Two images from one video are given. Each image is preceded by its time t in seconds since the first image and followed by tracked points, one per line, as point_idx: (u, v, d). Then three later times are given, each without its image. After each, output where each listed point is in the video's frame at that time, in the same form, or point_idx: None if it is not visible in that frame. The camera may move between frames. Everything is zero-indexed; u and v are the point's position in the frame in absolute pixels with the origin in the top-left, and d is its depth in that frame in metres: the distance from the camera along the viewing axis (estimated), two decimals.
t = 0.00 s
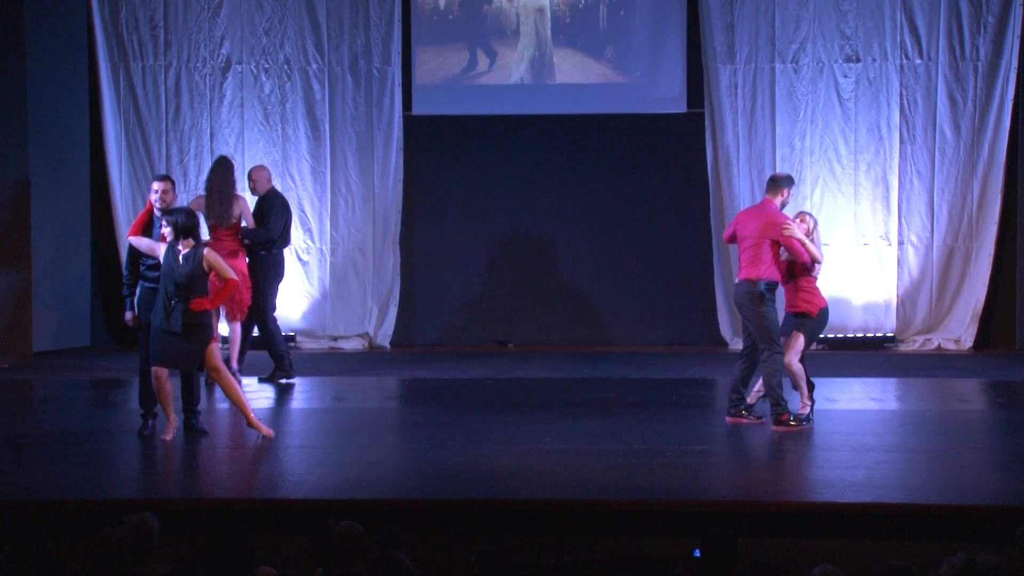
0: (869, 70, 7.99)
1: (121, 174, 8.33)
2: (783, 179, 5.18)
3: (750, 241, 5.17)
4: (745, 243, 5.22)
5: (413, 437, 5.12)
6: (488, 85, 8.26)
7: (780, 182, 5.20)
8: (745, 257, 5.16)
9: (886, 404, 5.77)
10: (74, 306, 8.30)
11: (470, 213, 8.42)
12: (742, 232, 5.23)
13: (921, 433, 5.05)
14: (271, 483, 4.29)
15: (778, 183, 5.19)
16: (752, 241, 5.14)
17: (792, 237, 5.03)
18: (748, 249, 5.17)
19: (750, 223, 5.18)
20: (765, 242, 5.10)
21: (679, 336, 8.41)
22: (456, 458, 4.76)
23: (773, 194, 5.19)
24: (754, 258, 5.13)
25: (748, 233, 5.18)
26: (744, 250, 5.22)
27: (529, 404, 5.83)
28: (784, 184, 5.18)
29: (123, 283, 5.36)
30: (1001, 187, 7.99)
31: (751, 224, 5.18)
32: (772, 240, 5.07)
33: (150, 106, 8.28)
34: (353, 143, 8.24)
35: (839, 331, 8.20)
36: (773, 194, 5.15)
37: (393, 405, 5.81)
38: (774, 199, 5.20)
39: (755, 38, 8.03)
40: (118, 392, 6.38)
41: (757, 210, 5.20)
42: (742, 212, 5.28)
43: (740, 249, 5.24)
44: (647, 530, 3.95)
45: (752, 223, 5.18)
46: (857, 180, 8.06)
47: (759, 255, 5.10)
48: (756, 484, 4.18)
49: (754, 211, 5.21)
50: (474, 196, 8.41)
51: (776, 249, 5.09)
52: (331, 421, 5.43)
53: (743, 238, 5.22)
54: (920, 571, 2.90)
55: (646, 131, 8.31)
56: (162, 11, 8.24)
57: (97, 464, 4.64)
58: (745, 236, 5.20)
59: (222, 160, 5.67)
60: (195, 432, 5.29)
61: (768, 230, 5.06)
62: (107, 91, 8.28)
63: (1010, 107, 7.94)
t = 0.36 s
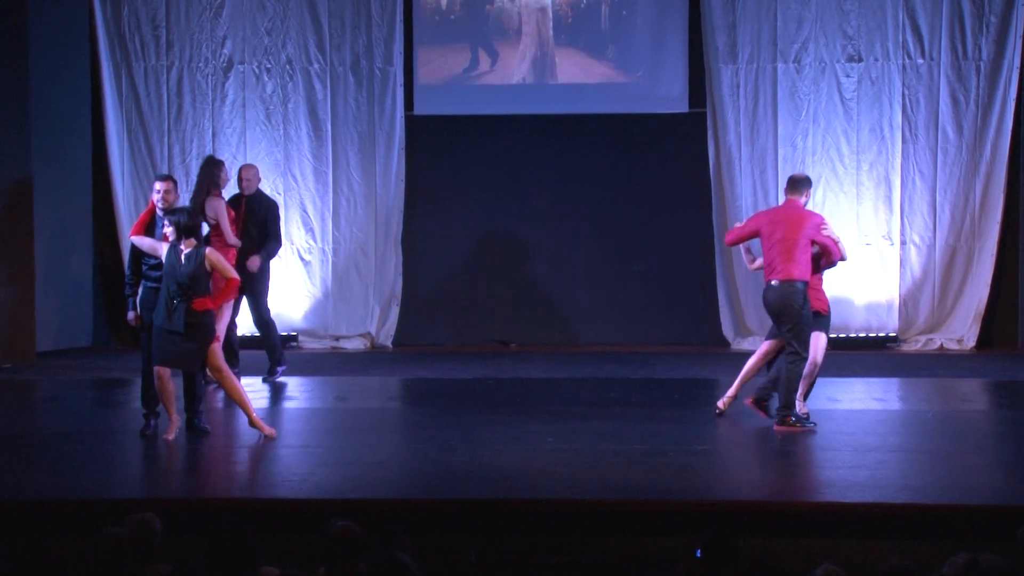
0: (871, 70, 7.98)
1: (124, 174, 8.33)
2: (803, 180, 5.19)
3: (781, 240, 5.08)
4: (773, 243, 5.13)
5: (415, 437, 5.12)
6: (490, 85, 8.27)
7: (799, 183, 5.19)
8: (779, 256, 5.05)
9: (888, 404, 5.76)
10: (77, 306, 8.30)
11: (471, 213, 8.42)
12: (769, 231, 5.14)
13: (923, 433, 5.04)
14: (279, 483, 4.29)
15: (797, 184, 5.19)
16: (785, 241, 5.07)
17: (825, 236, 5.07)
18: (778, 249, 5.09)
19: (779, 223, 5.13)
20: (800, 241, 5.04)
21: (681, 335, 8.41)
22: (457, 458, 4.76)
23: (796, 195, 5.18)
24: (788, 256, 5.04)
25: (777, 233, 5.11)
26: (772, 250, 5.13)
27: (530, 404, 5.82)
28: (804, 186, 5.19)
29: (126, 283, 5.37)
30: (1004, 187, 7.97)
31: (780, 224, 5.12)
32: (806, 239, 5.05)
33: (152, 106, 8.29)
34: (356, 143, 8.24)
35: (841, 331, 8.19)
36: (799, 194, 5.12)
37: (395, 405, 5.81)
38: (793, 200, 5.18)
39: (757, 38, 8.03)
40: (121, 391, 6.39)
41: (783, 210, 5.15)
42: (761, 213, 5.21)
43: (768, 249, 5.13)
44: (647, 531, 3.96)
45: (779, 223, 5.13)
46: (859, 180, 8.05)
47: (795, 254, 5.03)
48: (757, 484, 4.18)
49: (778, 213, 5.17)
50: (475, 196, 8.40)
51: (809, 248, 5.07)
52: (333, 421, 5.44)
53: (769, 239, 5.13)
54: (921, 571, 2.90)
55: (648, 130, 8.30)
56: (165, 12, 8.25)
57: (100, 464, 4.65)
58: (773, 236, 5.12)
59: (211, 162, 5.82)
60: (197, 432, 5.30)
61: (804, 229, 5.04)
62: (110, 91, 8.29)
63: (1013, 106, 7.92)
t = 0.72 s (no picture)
0: (887, 69, 7.96)
1: (140, 174, 8.37)
2: (837, 182, 5.14)
3: (831, 242, 5.01)
4: (821, 246, 5.03)
5: (432, 437, 5.13)
6: (504, 85, 8.29)
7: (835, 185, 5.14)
8: (833, 260, 4.97)
9: (905, 404, 5.75)
10: (93, 305, 8.33)
11: (485, 213, 8.43)
12: (818, 233, 5.03)
13: (942, 433, 5.03)
14: (287, 483, 4.29)
15: (834, 186, 5.13)
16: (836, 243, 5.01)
17: (869, 240, 5.09)
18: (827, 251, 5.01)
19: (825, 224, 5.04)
20: (852, 244, 5.00)
21: (695, 335, 8.40)
22: (475, 458, 4.76)
23: (835, 196, 5.11)
24: (840, 260, 4.98)
25: (826, 235, 5.01)
26: (820, 252, 5.03)
27: (545, 404, 5.82)
28: (841, 187, 5.13)
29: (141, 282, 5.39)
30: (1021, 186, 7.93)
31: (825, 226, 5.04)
32: (855, 242, 5.02)
33: (168, 106, 8.31)
34: (371, 143, 8.25)
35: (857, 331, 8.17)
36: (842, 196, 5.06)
37: (411, 405, 5.81)
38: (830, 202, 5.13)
39: (773, 37, 8.01)
40: (137, 391, 6.40)
41: (828, 212, 5.07)
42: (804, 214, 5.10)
43: (816, 252, 5.03)
44: (669, 531, 3.95)
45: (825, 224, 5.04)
46: (876, 180, 8.02)
47: (847, 257, 4.98)
48: (775, 484, 4.18)
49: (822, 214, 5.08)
50: (490, 195, 8.41)
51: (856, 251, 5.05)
52: (349, 421, 5.45)
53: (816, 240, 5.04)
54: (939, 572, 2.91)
55: (662, 130, 8.29)
56: (180, 12, 8.28)
57: (117, 463, 4.66)
58: (822, 238, 5.02)
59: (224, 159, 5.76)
60: (213, 432, 5.31)
61: (854, 232, 5.00)
62: (125, 91, 8.32)
63: None
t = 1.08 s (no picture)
0: (901, 69, 7.95)
1: (153, 174, 8.39)
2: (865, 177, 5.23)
3: (875, 237, 5.06)
4: (866, 240, 5.07)
5: (446, 436, 5.13)
6: (517, 86, 8.30)
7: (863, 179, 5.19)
8: (880, 254, 5.04)
9: (918, 404, 5.74)
10: (105, 305, 8.35)
11: (496, 213, 8.43)
12: (863, 228, 5.07)
13: (957, 433, 5.02)
14: (301, 482, 4.31)
15: (864, 181, 5.18)
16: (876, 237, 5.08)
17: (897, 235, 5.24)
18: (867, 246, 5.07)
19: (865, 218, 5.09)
20: (892, 238, 5.09)
21: (706, 336, 8.39)
22: (491, 457, 4.77)
23: (866, 192, 5.18)
24: (884, 254, 5.06)
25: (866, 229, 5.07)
26: (864, 247, 5.07)
27: (559, 403, 5.83)
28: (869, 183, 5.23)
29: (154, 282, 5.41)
30: None
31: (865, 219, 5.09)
32: (894, 235, 5.12)
33: (181, 106, 8.34)
34: (383, 142, 8.26)
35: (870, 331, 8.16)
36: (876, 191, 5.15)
37: (424, 405, 5.82)
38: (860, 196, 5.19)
39: (786, 37, 8.01)
40: (151, 390, 6.42)
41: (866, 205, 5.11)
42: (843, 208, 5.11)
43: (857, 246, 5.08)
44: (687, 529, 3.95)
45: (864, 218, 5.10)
46: (889, 180, 8.02)
47: (890, 252, 5.07)
48: (791, 484, 4.19)
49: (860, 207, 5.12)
50: (502, 195, 8.41)
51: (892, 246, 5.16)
52: (364, 420, 5.45)
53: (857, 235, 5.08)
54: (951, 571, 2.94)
55: (674, 130, 8.28)
56: (194, 11, 8.30)
57: (132, 462, 4.67)
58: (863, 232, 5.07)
59: (233, 159, 5.81)
60: (226, 431, 5.32)
61: (894, 227, 5.10)
62: (139, 91, 8.34)
63: None
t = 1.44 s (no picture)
0: (909, 68, 7.94)
1: (161, 174, 8.40)
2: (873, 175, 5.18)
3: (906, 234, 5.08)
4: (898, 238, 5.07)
5: (455, 437, 5.13)
6: (525, 85, 8.28)
7: (876, 177, 5.13)
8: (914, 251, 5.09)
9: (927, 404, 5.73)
10: (112, 305, 8.36)
11: (503, 213, 8.43)
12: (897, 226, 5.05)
13: (966, 433, 5.01)
14: (308, 482, 4.32)
15: (875, 178, 5.14)
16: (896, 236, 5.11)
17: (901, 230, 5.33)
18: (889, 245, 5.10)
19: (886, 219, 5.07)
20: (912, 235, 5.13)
21: (712, 335, 8.39)
22: (500, 457, 4.77)
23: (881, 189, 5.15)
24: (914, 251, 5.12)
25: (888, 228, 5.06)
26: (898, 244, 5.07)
27: (567, 403, 5.83)
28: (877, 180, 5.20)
29: (162, 282, 5.42)
30: None
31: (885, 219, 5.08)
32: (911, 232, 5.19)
33: (189, 105, 8.35)
34: (391, 142, 8.27)
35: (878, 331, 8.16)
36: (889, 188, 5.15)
37: (432, 405, 5.81)
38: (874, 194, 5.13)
39: (794, 37, 8.01)
40: (159, 390, 6.42)
41: (887, 204, 5.05)
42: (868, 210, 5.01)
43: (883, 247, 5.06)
44: (696, 530, 3.95)
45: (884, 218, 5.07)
46: (897, 179, 8.01)
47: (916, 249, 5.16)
48: (802, 484, 4.19)
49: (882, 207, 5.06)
50: (509, 195, 8.41)
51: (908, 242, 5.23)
52: (373, 420, 5.45)
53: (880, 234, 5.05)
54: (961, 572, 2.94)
55: (681, 130, 8.28)
56: (202, 11, 8.31)
57: (142, 462, 4.68)
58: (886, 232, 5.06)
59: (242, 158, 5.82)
60: (234, 431, 5.33)
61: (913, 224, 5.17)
62: (147, 91, 8.36)
63: None
